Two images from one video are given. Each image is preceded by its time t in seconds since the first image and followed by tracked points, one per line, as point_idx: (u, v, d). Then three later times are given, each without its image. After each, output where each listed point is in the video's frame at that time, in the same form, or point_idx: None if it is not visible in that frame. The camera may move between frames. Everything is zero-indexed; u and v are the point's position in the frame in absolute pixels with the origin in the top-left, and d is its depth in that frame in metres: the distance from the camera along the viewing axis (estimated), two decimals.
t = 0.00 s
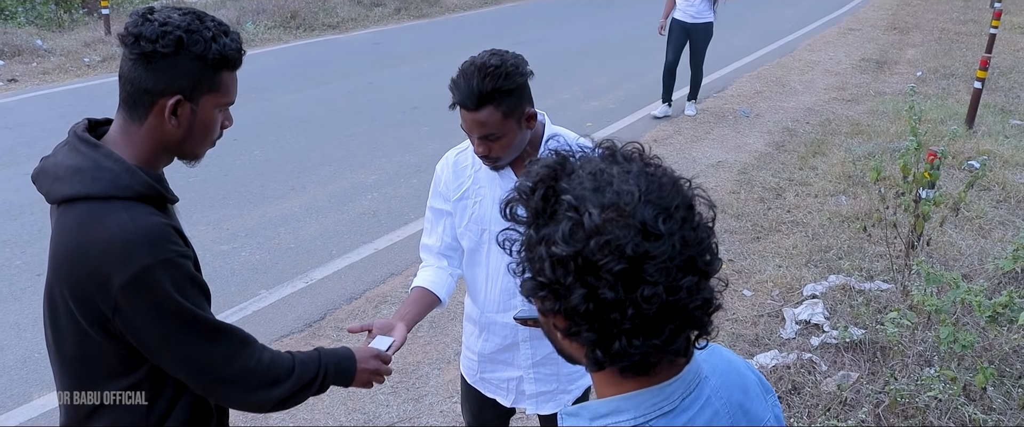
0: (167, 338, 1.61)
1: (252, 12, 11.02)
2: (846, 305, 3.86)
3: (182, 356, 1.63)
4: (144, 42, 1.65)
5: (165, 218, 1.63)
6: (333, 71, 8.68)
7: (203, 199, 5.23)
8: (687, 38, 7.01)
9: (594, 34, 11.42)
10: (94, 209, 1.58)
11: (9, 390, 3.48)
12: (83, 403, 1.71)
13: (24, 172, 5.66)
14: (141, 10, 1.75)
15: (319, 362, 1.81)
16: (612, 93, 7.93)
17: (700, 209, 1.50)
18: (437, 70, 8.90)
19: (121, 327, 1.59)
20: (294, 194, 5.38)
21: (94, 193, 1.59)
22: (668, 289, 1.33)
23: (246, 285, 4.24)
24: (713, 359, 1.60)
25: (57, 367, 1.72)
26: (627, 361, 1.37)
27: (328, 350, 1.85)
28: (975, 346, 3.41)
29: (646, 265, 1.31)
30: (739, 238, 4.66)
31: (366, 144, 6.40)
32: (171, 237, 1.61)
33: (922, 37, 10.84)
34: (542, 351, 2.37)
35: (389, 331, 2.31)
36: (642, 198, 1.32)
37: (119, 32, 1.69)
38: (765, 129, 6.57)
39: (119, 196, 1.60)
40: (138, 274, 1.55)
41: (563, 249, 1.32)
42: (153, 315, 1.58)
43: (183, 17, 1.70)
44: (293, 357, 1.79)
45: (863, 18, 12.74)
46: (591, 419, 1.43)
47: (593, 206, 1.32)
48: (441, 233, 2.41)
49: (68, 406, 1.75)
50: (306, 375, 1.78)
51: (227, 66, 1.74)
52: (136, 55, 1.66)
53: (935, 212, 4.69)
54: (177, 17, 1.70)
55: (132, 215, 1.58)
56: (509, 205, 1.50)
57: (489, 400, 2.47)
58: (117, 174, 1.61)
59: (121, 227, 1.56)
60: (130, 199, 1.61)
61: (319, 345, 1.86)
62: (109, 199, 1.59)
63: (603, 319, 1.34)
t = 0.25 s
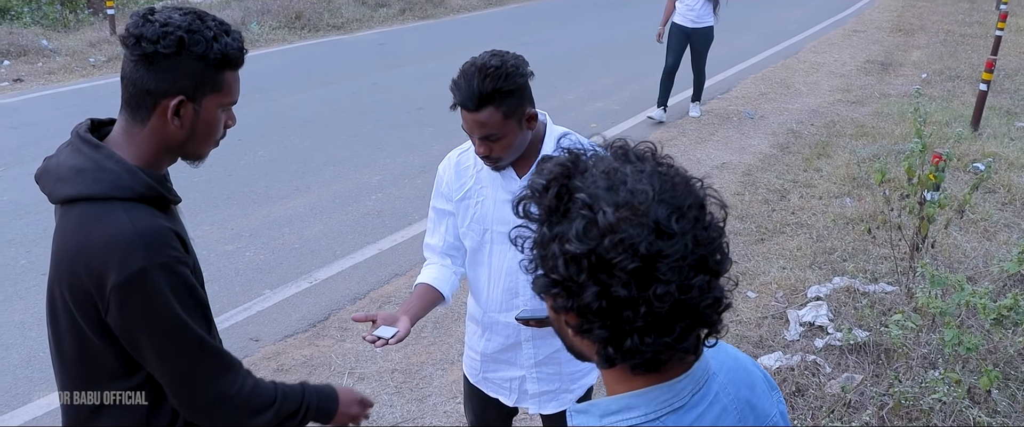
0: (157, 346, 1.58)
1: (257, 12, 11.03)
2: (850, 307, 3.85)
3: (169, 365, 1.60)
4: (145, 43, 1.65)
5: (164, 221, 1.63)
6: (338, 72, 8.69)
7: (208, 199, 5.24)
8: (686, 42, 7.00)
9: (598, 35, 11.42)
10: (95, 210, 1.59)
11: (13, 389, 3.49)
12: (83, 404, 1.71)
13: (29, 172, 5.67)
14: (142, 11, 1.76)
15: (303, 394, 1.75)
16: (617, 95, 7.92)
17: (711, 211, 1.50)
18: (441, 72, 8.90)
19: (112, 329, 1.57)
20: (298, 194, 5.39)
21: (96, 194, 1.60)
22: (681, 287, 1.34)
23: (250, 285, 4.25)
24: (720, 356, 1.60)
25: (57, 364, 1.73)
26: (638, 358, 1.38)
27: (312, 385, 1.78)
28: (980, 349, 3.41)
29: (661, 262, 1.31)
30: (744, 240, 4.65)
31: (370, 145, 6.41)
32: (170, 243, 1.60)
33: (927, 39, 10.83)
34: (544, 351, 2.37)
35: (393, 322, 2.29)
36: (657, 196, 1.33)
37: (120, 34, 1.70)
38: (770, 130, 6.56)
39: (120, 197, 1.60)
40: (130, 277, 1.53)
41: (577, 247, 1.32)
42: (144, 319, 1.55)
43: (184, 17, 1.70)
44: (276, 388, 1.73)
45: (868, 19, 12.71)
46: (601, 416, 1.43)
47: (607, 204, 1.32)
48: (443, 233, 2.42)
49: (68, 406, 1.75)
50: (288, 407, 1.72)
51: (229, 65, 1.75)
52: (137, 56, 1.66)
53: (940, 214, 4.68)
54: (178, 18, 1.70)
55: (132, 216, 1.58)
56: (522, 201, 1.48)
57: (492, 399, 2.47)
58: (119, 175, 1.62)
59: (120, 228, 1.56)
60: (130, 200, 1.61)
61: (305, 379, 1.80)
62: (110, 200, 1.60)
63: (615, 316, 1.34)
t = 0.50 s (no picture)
0: (138, 357, 1.57)
1: (263, 13, 11.01)
2: (855, 309, 3.85)
3: (142, 378, 1.59)
4: (148, 46, 1.65)
5: (162, 227, 1.63)
6: (343, 73, 8.70)
7: (213, 200, 5.25)
8: (685, 45, 6.99)
9: (603, 36, 11.42)
10: (94, 214, 1.60)
11: (19, 389, 3.50)
12: (83, 402, 1.73)
13: (35, 172, 5.69)
14: (144, 13, 1.76)
15: None
16: (622, 96, 7.92)
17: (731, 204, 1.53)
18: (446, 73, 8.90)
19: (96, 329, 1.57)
20: (303, 195, 5.40)
21: (95, 198, 1.61)
22: (705, 279, 1.37)
23: (255, 286, 4.26)
24: (733, 345, 1.60)
25: (52, 348, 1.74)
26: (660, 348, 1.39)
27: None
28: (985, 351, 3.40)
29: (685, 255, 1.34)
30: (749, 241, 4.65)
31: (376, 145, 6.41)
32: (166, 253, 1.60)
33: (933, 40, 10.80)
34: (547, 351, 2.37)
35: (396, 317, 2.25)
36: (685, 191, 1.36)
37: (122, 37, 1.70)
38: (775, 132, 6.55)
39: (117, 202, 1.61)
40: (119, 284, 1.53)
41: (604, 238, 1.34)
42: (131, 327, 1.55)
43: (186, 19, 1.71)
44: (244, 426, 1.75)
45: (874, 21, 12.69)
46: (619, 403, 1.45)
47: (635, 197, 1.34)
48: (447, 232, 2.43)
49: (68, 405, 1.77)
50: None
51: (232, 67, 1.75)
52: (140, 59, 1.66)
53: (946, 216, 4.68)
54: (180, 20, 1.71)
55: (129, 221, 1.59)
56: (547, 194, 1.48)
57: (495, 399, 2.47)
58: (119, 179, 1.63)
59: (117, 233, 1.57)
60: (130, 205, 1.62)
61: None
62: (109, 204, 1.61)
63: (640, 306, 1.36)
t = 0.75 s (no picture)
0: (122, 420, 1.50)
1: (289, 24, 11.00)
2: (882, 327, 3.79)
3: None
4: (136, 86, 1.57)
5: (157, 285, 1.55)
6: (368, 83, 8.75)
7: (238, 209, 5.29)
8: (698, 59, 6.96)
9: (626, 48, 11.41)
10: (87, 269, 1.53)
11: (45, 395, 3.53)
12: None
13: (64, 179, 5.76)
14: (118, 47, 1.66)
15: None
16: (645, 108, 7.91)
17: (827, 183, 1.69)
18: (470, 84, 8.93)
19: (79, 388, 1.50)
20: (327, 205, 5.42)
21: (89, 249, 1.54)
22: (823, 226, 1.53)
23: (279, 296, 4.27)
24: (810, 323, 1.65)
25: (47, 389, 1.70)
26: (786, 282, 1.51)
27: None
28: (1016, 372, 3.34)
29: (807, 202, 1.50)
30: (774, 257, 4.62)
31: (399, 156, 6.43)
32: (160, 315, 1.52)
33: (961, 55, 10.70)
34: (571, 367, 2.34)
35: (479, 309, 2.37)
36: (803, 152, 1.55)
37: (105, 81, 1.61)
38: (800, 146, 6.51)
39: (112, 255, 1.54)
40: (105, 347, 1.46)
41: (740, 187, 1.50)
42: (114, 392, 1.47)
43: (168, 47, 1.62)
44: None
45: (901, 34, 12.59)
46: (735, 339, 1.54)
47: (764, 155, 1.52)
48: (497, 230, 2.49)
49: None
50: None
51: (230, 86, 1.67)
52: (131, 101, 1.58)
53: (976, 234, 4.63)
54: (161, 50, 1.61)
55: (121, 280, 1.51)
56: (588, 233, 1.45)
57: (518, 411, 2.45)
58: (115, 229, 1.55)
59: (104, 292, 1.49)
60: (126, 259, 1.55)
61: None
62: (102, 258, 1.54)
63: (771, 245, 1.50)
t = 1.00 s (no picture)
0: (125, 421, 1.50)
1: (291, 24, 11.01)
2: (883, 328, 3.79)
3: None
4: (148, 84, 1.58)
5: (161, 287, 1.55)
6: (369, 83, 8.76)
7: (239, 209, 5.29)
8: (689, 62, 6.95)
9: (627, 50, 11.42)
10: (92, 270, 1.53)
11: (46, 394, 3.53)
12: None
13: (65, 179, 5.76)
14: (132, 45, 1.67)
15: None
16: (647, 110, 7.91)
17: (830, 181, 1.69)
18: (471, 84, 8.93)
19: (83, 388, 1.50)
20: (329, 205, 5.43)
21: (91, 249, 1.54)
22: (823, 226, 1.53)
23: (280, 296, 4.27)
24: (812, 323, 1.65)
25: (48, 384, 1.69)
26: (785, 281, 1.52)
27: None
28: (1017, 373, 3.34)
29: (808, 201, 1.50)
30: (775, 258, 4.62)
31: (401, 156, 6.44)
32: (163, 317, 1.52)
33: (963, 57, 10.70)
34: (571, 367, 2.34)
35: (479, 307, 2.37)
36: (804, 151, 1.55)
37: (116, 78, 1.61)
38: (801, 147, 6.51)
39: (116, 256, 1.54)
40: (108, 349, 1.46)
41: (741, 185, 1.50)
42: (117, 393, 1.47)
43: (183, 47, 1.63)
44: None
45: (903, 36, 12.59)
46: (734, 338, 1.55)
47: (766, 154, 1.52)
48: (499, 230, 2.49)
49: None
50: None
51: (241, 89, 1.69)
52: (142, 99, 1.58)
53: (977, 235, 4.63)
54: (176, 49, 1.62)
55: (124, 280, 1.52)
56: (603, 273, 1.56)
57: (518, 411, 2.44)
58: (118, 229, 1.55)
59: (109, 293, 1.49)
60: (128, 259, 1.54)
61: None
62: (105, 258, 1.54)
63: (771, 244, 1.50)
